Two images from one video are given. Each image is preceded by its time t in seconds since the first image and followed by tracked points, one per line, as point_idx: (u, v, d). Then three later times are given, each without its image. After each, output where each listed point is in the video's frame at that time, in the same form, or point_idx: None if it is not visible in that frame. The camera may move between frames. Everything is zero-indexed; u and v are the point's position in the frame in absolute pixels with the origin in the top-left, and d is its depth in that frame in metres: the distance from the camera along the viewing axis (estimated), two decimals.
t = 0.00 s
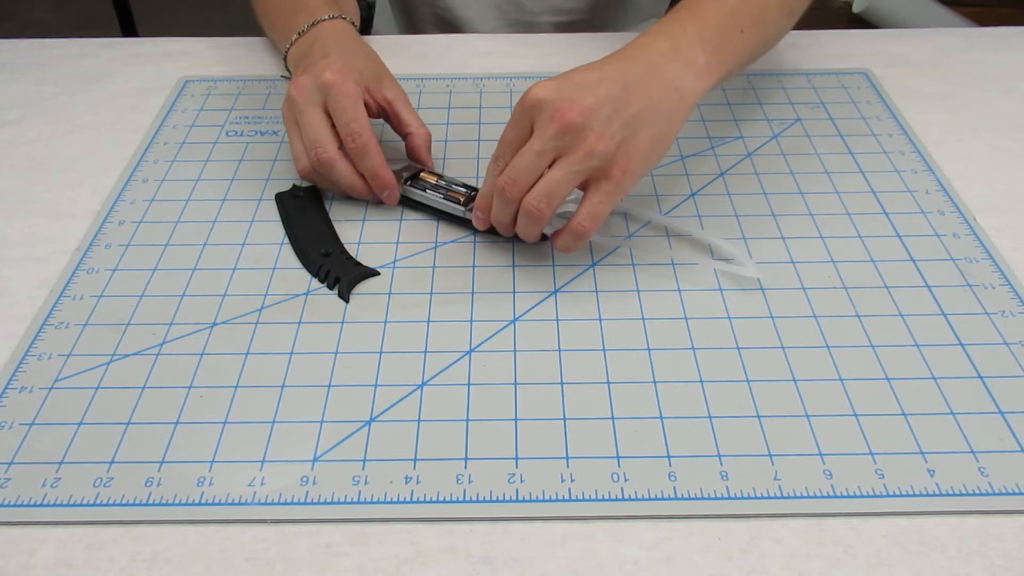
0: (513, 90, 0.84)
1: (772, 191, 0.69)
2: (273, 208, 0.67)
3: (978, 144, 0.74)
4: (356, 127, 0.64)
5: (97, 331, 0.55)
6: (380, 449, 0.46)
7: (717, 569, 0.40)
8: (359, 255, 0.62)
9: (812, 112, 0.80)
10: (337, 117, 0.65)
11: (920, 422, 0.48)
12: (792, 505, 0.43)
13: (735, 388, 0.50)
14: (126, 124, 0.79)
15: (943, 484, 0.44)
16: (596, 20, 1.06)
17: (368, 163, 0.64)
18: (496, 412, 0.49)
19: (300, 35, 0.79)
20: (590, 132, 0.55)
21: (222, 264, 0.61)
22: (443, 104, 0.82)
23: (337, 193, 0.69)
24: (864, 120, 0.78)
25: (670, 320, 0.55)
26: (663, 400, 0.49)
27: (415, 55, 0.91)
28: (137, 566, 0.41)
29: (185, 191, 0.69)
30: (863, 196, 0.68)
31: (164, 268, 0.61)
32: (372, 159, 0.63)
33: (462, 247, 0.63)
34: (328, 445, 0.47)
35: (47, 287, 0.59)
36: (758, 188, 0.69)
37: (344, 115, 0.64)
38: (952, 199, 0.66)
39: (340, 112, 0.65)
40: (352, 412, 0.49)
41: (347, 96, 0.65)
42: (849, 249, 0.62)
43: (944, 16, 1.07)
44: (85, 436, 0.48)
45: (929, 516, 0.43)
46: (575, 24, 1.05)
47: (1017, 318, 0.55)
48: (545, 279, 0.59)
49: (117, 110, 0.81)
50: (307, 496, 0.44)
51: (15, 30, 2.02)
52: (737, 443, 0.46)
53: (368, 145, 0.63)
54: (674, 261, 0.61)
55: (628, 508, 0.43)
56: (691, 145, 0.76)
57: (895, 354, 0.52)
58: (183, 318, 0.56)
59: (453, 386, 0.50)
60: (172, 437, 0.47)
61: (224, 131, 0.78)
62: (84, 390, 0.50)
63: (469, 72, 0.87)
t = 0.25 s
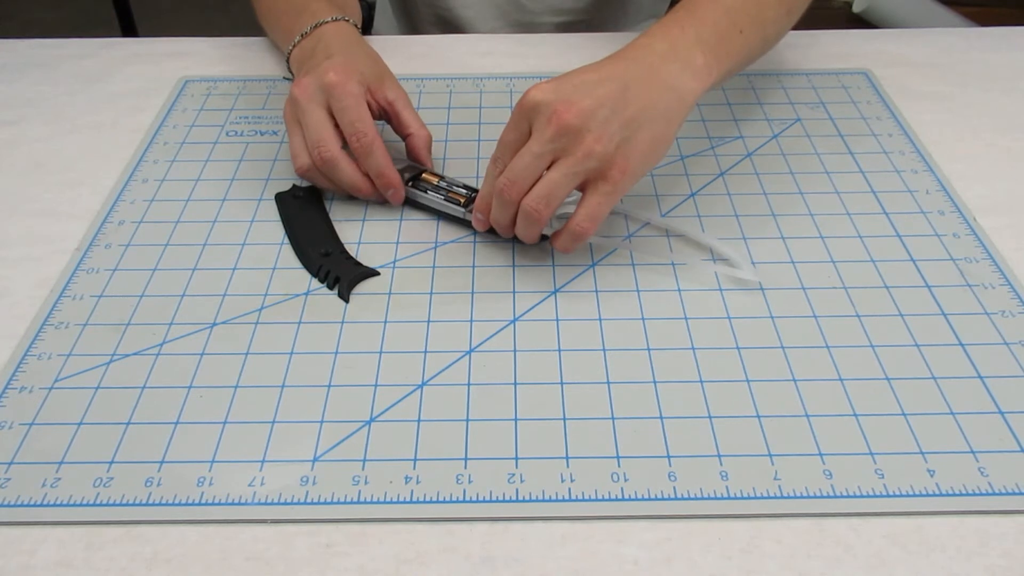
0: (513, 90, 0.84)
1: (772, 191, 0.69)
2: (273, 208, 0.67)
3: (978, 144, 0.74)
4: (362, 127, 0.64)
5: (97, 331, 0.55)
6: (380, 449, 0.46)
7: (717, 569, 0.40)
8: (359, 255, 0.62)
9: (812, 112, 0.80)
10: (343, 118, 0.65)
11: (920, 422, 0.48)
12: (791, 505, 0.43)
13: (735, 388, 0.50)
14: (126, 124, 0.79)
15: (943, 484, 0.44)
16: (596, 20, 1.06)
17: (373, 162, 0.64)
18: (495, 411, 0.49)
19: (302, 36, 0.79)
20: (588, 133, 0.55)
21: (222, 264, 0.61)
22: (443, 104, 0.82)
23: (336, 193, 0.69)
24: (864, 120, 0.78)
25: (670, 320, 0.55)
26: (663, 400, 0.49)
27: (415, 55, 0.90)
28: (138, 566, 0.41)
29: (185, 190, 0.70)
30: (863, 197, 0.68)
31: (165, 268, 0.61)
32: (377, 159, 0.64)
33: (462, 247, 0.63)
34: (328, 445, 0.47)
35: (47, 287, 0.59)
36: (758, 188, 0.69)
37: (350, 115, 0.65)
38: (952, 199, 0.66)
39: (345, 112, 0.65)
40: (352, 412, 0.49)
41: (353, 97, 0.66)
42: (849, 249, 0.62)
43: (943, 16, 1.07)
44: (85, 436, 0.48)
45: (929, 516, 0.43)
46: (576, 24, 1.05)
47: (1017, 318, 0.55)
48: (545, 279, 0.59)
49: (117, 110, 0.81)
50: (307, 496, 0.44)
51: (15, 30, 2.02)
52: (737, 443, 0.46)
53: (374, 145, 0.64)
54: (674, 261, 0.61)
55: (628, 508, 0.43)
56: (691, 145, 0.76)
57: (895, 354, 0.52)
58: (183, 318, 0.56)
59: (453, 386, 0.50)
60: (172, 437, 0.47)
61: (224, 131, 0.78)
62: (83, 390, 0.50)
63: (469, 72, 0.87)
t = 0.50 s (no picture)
0: (513, 90, 0.84)
1: (772, 191, 0.69)
2: (273, 208, 0.67)
3: (978, 144, 0.74)
4: (364, 128, 0.64)
5: (97, 331, 0.55)
6: (380, 449, 0.46)
7: (718, 569, 0.40)
8: (359, 255, 0.62)
9: (812, 112, 0.80)
10: (344, 119, 0.66)
11: (920, 422, 0.48)
12: (791, 505, 0.43)
13: (735, 388, 0.50)
14: (126, 124, 0.79)
15: (943, 484, 0.44)
16: (596, 20, 1.06)
17: (374, 163, 0.64)
18: (495, 411, 0.49)
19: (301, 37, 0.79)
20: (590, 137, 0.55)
21: (222, 264, 0.61)
22: (443, 104, 0.82)
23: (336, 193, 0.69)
24: (864, 120, 0.78)
25: (670, 320, 0.55)
26: (663, 400, 0.49)
27: (415, 55, 0.91)
28: (138, 566, 0.41)
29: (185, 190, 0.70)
30: (863, 197, 0.68)
31: (165, 268, 0.61)
32: (379, 159, 0.64)
33: (462, 247, 0.63)
34: (328, 445, 0.47)
35: (47, 287, 0.59)
36: (758, 188, 0.69)
37: (351, 116, 0.65)
38: (952, 199, 0.66)
39: (346, 113, 0.66)
40: (352, 412, 0.49)
41: (353, 97, 0.66)
42: (848, 249, 0.62)
43: (943, 17, 1.07)
44: (85, 436, 0.48)
45: (929, 516, 0.43)
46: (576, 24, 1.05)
47: (1017, 318, 0.55)
48: (545, 279, 0.59)
49: (117, 110, 0.81)
50: (307, 496, 0.44)
51: (15, 30, 2.02)
52: (737, 443, 0.46)
53: (375, 144, 0.64)
54: (674, 261, 0.61)
55: (628, 508, 0.43)
56: (691, 146, 0.76)
57: (895, 354, 0.52)
58: (183, 318, 0.56)
59: (453, 386, 0.50)
60: (172, 437, 0.47)
61: (224, 131, 0.78)
62: (84, 390, 0.50)
63: (469, 72, 0.87)
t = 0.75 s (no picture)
0: (513, 90, 0.84)
1: (772, 191, 0.69)
2: (273, 208, 0.67)
3: (978, 143, 0.74)
4: (365, 129, 0.65)
5: (97, 331, 0.55)
6: (380, 449, 0.46)
7: (718, 570, 0.40)
8: (359, 255, 0.62)
9: (812, 112, 0.80)
10: (344, 118, 0.66)
11: (920, 422, 0.48)
12: (791, 505, 0.43)
13: (735, 388, 0.50)
14: (126, 124, 0.79)
15: (943, 484, 0.44)
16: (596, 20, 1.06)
17: (375, 162, 0.64)
18: (495, 411, 0.49)
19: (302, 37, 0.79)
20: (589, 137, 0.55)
21: (222, 264, 0.61)
22: (443, 104, 0.82)
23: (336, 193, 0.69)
24: (864, 120, 0.78)
25: (670, 320, 0.55)
26: (663, 400, 0.49)
27: (415, 55, 0.91)
28: (138, 566, 0.41)
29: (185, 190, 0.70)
30: (863, 197, 0.68)
31: (165, 268, 0.61)
32: (379, 159, 0.64)
33: (462, 247, 0.63)
34: (328, 445, 0.47)
35: (47, 287, 0.59)
36: (758, 188, 0.69)
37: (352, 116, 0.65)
38: (952, 199, 0.66)
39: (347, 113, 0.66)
40: (352, 412, 0.49)
41: (355, 97, 0.66)
42: (848, 249, 0.62)
43: (943, 17, 1.07)
44: (85, 436, 0.48)
45: (929, 516, 0.43)
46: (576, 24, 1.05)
47: (1017, 318, 0.55)
48: (545, 279, 0.59)
49: (117, 110, 0.81)
50: (307, 496, 0.44)
51: (14, 30, 2.02)
52: (737, 443, 0.46)
53: (376, 145, 0.64)
54: (674, 261, 0.61)
55: (628, 508, 0.43)
56: (691, 146, 0.76)
57: (895, 354, 0.52)
58: (183, 318, 0.56)
59: (453, 386, 0.50)
60: (172, 437, 0.47)
61: (224, 131, 0.78)
62: (84, 390, 0.50)
63: (469, 72, 0.87)
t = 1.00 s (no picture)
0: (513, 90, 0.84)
1: (772, 190, 0.69)
2: (273, 208, 0.67)
3: (977, 143, 0.74)
4: (364, 130, 0.65)
5: (97, 331, 0.55)
6: (380, 449, 0.46)
7: (718, 570, 0.40)
8: (359, 255, 0.62)
9: (812, 112, 0.80)
10: (344, 119, 0.66)
11: (920, 422, 0.48)
12: (791, 505, 0.43)
13: (735, 388, 0.50)
14: (126, 124, 0.79)
15: (943, 484, 0.44)
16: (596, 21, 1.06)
17: (375, 163, 0.65)
18: (495, 411, 0.49)
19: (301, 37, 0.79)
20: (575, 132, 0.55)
21: (222, 264, 0.61)
22: (443, 104, 0.82)
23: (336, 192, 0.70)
24: (864, 120, 0.78)
25: (670, 320, 0.55)
26: (663, 400, 0.49)
27: (416, 55, 0.91)
28: (138, 566, 0.41)
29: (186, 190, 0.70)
30: (863, 197, 0.68)
31: (165, 268, 0.61)
32: (379, 160, 0.64)
33: (462, 247, 0.63)
34: (328, 445, 0.47)
35: (47, 288, 0.59)
36: (758, 188, 0.69)
37: (352, 117, 0.65)
38: (952, 199, 0.66)
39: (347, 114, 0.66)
40: (352, 412, 0.49)
41: (354, 99, 0.66)
42: (848, 249, 0.62)
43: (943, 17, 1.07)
44: (85, 436, 0.48)
45: (929, 516, 0.43)
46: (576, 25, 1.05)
47: (1017, 318, 0.55)
48: (545, 279, 0.59)
49: (117, 110, 0.81)
50: (307, 496, 0.44)
51: (15, 30, 2.02)
52: (737, 444, 0.46)
53: (375, 146, 0.64)
54: (674, 262, 0.61)
55: (628, 508, 0.43)
56: (691, 146, 0.76)
57: (895, 354, 0.52)
58: (183, 318, 0.56)
59: (453, 386, 0.50)
60: (172, 437, 0.47)
61: (224, 131, 0.78)
62: (84, 390, 0.50)
63: (469, 72, 0.88)
